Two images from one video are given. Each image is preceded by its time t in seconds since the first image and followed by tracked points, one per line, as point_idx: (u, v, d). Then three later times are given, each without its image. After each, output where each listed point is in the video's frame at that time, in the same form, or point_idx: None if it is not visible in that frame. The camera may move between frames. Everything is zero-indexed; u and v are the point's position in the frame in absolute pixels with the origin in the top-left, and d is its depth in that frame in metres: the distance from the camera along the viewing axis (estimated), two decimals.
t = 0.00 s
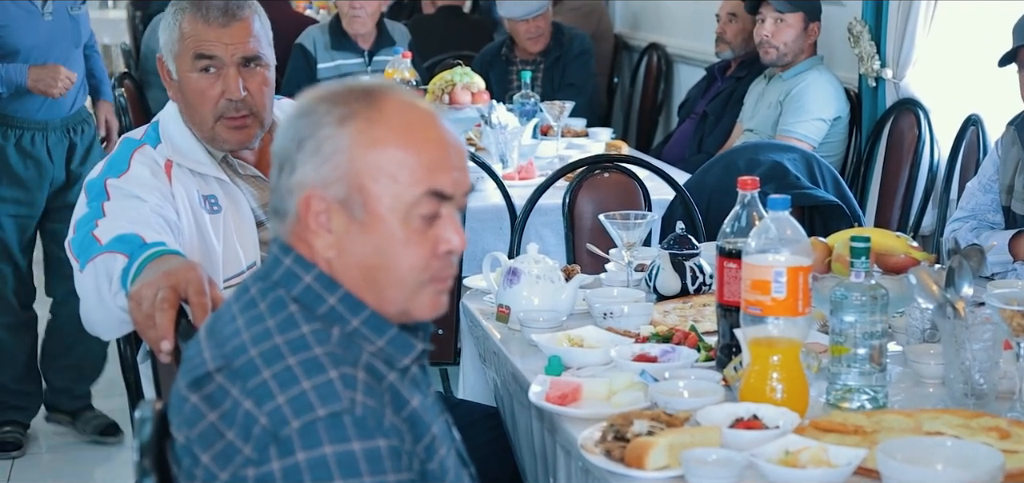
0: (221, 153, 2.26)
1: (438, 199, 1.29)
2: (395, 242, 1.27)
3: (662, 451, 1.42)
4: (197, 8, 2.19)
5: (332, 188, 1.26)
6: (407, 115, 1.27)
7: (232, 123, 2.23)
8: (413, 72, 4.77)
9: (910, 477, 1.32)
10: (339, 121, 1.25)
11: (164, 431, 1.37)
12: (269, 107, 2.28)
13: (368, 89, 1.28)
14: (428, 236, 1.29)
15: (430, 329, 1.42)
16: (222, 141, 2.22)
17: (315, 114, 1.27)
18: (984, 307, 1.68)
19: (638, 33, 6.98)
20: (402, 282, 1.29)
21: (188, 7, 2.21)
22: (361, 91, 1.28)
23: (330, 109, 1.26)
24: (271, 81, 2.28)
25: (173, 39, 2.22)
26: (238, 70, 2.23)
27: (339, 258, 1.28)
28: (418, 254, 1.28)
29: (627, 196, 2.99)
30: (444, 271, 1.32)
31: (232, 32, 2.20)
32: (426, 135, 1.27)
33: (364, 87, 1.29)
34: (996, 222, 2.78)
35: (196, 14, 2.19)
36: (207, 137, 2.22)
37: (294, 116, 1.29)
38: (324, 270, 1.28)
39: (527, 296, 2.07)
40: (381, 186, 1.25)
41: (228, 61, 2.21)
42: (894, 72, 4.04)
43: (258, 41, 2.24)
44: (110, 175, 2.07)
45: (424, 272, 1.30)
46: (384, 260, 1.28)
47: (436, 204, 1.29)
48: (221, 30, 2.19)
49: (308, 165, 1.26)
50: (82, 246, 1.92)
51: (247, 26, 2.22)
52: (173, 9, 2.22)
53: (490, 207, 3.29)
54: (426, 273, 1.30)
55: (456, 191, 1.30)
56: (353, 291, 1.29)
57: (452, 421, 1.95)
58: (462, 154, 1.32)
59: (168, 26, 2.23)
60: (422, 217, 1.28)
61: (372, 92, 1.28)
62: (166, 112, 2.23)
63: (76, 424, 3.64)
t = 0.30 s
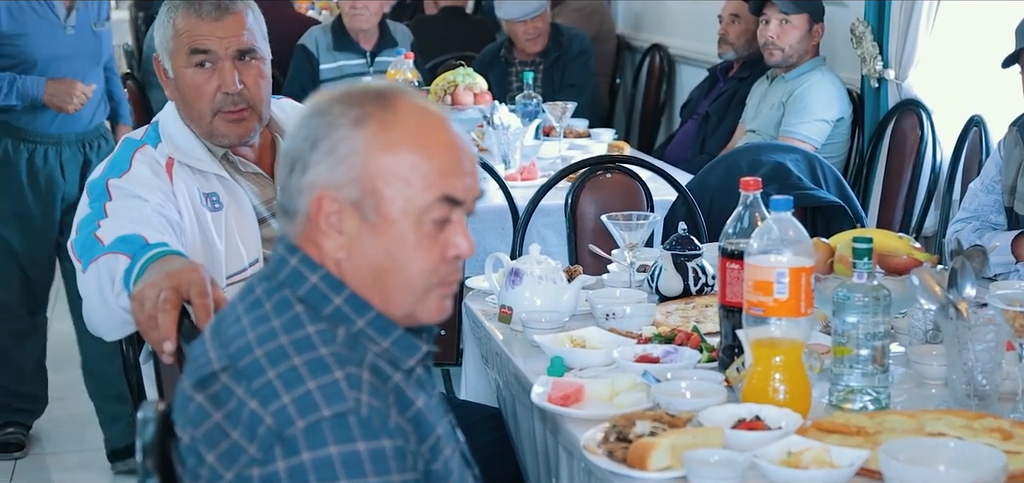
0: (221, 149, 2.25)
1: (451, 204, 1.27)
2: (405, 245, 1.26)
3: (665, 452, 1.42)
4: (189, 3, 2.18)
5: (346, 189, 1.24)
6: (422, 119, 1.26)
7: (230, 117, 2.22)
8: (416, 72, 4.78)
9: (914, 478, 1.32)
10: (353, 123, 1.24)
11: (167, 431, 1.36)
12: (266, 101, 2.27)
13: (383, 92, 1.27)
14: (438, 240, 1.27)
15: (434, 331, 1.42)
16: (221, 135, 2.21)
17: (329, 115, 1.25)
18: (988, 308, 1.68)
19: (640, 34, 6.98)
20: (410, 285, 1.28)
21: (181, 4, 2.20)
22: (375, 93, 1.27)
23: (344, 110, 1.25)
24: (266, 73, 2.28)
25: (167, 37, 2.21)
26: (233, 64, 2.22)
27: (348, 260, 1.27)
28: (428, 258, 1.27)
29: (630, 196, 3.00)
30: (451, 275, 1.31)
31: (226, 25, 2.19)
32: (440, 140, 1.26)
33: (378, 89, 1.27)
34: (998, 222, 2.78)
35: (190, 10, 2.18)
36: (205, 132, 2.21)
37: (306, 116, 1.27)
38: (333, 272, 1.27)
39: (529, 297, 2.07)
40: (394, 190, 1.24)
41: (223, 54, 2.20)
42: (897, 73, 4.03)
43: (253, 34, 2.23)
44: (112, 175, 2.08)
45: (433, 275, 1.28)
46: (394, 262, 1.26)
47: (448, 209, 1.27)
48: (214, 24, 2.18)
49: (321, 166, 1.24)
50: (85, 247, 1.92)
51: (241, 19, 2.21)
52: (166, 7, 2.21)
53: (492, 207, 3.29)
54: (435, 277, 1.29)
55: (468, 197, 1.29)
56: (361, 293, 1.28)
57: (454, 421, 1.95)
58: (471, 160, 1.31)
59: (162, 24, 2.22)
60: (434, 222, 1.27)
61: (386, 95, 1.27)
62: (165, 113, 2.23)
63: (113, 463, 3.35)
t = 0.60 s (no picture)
0: (224, 148, 2.26)
1: (452, 204, 1.27)
2: (407, 246, 1.26)
3: (667, 453, 1.42)
4: (198, 3, 2.18)
5: (348, 190, 1.24)
6: (422, 119, 1.26)
7: (234, 116, 2.22)
8: (418, 73, 4.78)
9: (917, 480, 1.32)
10: (355, 124, 1.24)
11: (169, 432, 1.37)
12: (271, 101, 2.27)
13: (383, 92, 1.27)
14: (440, 240, 1.27)
15: (436, 331, 1.42)
16: (225, 134, 2.22)
17: (329, 116, 1.24)
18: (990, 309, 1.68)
19: (643, 34, 6.98)
20: (412, 285, 1.28)
21: (189, 3, 2.19)
22: (375, 94, 1.26)
23: (346, 111, 1.24)
24: (273, 74, 2.27)
25: (174, 35, 2.20)
26: (240, 64, 2.22)
27: (351, 261, 1.26)
28: (430, 259, 1.27)
29: (633, 197, 3.01)
30: (453, 275, 1.31)
31: (233, 26, 2.19)
32: (440, 140, 1.26)
33: (379, 90, 1.27)
34: (1001, 223, 2.78)
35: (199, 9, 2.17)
36: (209, 131, 2.21)
37: (306, 117, 1.26)
38: (335, 273, 1.27)
39: (532, 297, 2.07)
40: (395, 190, 1.24)
41: (230, 55, 2.20)
42: (899, 74, 4.04)
43: (260, 36, 2.23)
44: (116, 174, 2.08)
45: (435, 276, 1.28)
46: (396, 262, 1.26)
47: (449, 209, 1.27)
48: (222, 24, 2.18)
49: (323, 167, 1.24)
50: (88, 247, 1.93)
51: (248, 21, 2.21)
52: (174, 6, 2.20)
53: (494, 208, 3.29)
54: (437, 277, 1.29)
55: (469, 197, 1.29)
56: (363, 293, 1.28)
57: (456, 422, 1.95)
58: (471, 160, 1.31)
59: (170, 23, 2.21)
60: (435, 222, 1.26)
61: (387, 95, 1.26)
62: (170, 113, 2.24)
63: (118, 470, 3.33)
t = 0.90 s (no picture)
0: (228, 150, 2.26)
1: (457, 205, 1.27)
2: (413, 247, 1.25)
3: (670, 453, 1.42)
4: (209, 5, 2.18)
5: (355, 190, 1.23)
6: (427, 120, 1.25)
7: (240, 119, 2.23)
8: (421, 73, 4.78)
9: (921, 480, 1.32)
10: (361, 125, 1.23)
11: (173, 432, 1.37)
12: (277, 105, 2.28)
13: (389, 93, 1.26)
14: (445, 241, 1.27)
15: (439, 332, 1.42)
16: (230, 137, 2.22)
17: (336, 116, 1.24)
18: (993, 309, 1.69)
19: (646, 34, 6.98)
20: (418, 286, 1.27)
21: (199, 4, 2.19)
22: (381, 95, 1.26)
23: (352, 112, 1.24)
24: (279, 78, 2.28)
25: (183, 36, 2.20)
26: (248, 68, 2.22)
27: (356, 261, 1.26)
28: (435, 260, 1.27)
29: (635, 198, 3.01)
30: (458, 275, 1.31)
31: (243, 29, 2.19)
32: (446, 142, 1.26)
33: (385, 91, 1.27)
34: (1004, 223, 2.77)
35: (209, 11, 2.17)
36: (214, 133, 2.22)
37: (313, 118, 1.26)
38: (340, 274, 1.26)
39: (534, 298, 2.07)
40: (401, 191, 1.23)
41: (238, 58, 2.20)
42: (902, 74, 4.03)
43: (268, 39, 2.23)
44: (119, 175, 2.09)
45: (441, 276, 1.28)
46: (402, 263, 1.26)
47: (454, 210, 1.27)
48: (232, 27, 2.18)
49: (329, 168, 1.23)
50: (91, 247, 1.93)
51: (258, 24, 2.21)
52: (184, 7, 2.20)
53: (497, 208, 3.29)
54: (442, 278, 1.29)
55: (474, 198, 1.29)
56: (369, 294, 1.27)
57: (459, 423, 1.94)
58: (476, 161, 1.31)
59: (178, 23, 2.21)
60: (441, 223, 1.26)
61: (393, 97, 1.26)
62: (174, 114, 2.24)
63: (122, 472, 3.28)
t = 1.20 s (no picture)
0: (229, 151, 2.26)
1: (460, 207, 1.27)
2: (415, 248, 1.25)
3: (671, 454, 1.42)
4: (208, 6, 2.17)
5: (358, 191, 1.23)
6: (430, 121, 1.25)
7: (241, 120, 2.24)
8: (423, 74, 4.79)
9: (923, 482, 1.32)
10: (366, 125, 1.23)
11: (174, 433, 1.37)
12: (278, 105, 2.28)
13: (392, 94, 1.26)
14: (448, 243, 1.27)
15: (441, 332, 1.42)
16: (232, 138, 2.22)
17: (339, 117, 1.24)
18: (996, 311, 1.69)
19: (648, 35, 6.98)
20: (420, 288, 1.27)
21: (199, 5, 2.19)
22: (384, 96, 1.26)
23: (356, 113, 1.24)
24: (279, 78, 2.28)
25: (183, 37, 2.20)
26: (248, 69, 2.22)
27: (359, 262, 1.26)
28: (438, 261, 1.27)
29: (637, 198, 3.00)
30: (460, 277, 1.31)
31: (242, 29, 2.19)
32: (449, 142, 1.26)
33: (388, 92, 1.27)
34: (1006, 225, 2.78)
35: (209, 12, 2.17)
36: (215, 135, 2.22)
37: (316, 119, 1.26)
38: (342, 275, 1.26)
39: (536, 298, 2.08)
40: (405, 192, 1.23)
41: (238, 59, 2.20)
42: (904, 75, 4.01)
43: (268, 39, 2.23)
44: (121, 176, 2.09)
45: (444, 278, 1.28)
46: (404, 265, 1.26)
47: (458, 211, 1.27)
48: (232, 28, 2.18)
49: (333, 168, 1.23)
50: (93, 248, 1.93)
51: (257, 24, 2.21)
52: (184, 8, 2.20)
53: (499, 209, 3.29)
54: (445, 279, 1.29)
55: (477, 200, 1.29)
56: (371, 296, 1.28)
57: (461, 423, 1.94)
58: (480, 162, 1.31)
59: (178, 25, 2.21)
60: (444, 225, 1.26)
61: (396, 98, 1.26)
62: (175, 115, 2.24)
63: None
